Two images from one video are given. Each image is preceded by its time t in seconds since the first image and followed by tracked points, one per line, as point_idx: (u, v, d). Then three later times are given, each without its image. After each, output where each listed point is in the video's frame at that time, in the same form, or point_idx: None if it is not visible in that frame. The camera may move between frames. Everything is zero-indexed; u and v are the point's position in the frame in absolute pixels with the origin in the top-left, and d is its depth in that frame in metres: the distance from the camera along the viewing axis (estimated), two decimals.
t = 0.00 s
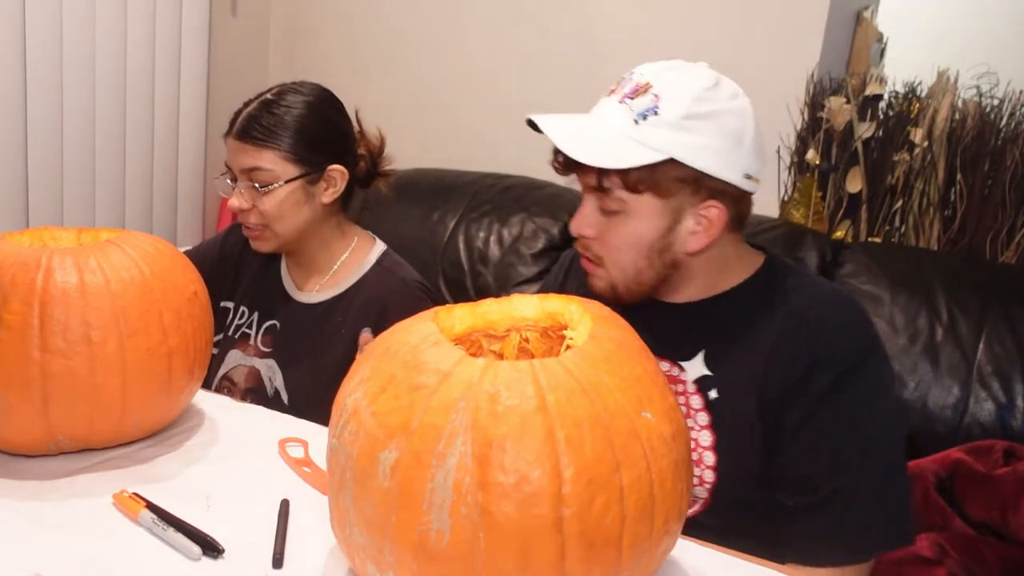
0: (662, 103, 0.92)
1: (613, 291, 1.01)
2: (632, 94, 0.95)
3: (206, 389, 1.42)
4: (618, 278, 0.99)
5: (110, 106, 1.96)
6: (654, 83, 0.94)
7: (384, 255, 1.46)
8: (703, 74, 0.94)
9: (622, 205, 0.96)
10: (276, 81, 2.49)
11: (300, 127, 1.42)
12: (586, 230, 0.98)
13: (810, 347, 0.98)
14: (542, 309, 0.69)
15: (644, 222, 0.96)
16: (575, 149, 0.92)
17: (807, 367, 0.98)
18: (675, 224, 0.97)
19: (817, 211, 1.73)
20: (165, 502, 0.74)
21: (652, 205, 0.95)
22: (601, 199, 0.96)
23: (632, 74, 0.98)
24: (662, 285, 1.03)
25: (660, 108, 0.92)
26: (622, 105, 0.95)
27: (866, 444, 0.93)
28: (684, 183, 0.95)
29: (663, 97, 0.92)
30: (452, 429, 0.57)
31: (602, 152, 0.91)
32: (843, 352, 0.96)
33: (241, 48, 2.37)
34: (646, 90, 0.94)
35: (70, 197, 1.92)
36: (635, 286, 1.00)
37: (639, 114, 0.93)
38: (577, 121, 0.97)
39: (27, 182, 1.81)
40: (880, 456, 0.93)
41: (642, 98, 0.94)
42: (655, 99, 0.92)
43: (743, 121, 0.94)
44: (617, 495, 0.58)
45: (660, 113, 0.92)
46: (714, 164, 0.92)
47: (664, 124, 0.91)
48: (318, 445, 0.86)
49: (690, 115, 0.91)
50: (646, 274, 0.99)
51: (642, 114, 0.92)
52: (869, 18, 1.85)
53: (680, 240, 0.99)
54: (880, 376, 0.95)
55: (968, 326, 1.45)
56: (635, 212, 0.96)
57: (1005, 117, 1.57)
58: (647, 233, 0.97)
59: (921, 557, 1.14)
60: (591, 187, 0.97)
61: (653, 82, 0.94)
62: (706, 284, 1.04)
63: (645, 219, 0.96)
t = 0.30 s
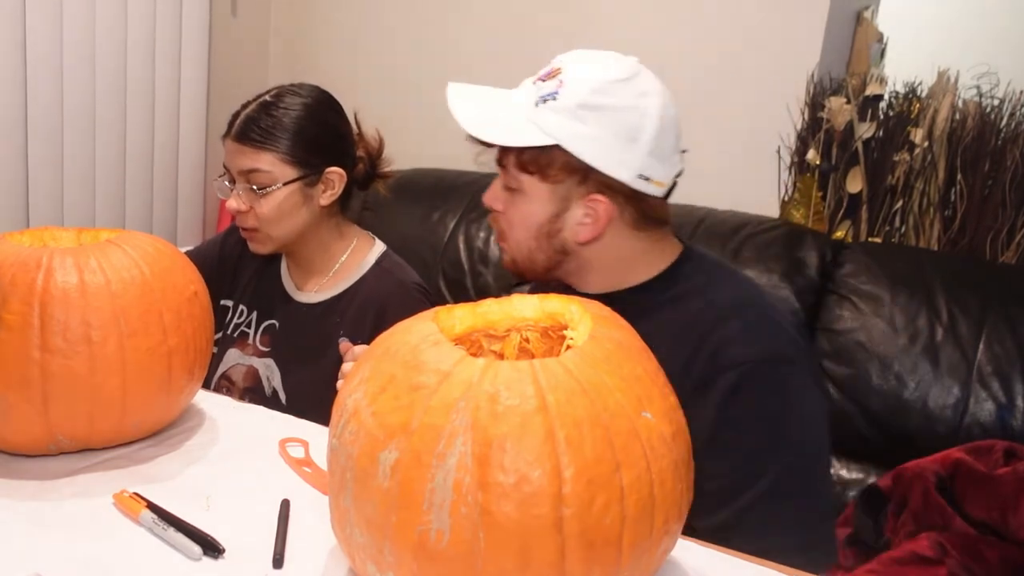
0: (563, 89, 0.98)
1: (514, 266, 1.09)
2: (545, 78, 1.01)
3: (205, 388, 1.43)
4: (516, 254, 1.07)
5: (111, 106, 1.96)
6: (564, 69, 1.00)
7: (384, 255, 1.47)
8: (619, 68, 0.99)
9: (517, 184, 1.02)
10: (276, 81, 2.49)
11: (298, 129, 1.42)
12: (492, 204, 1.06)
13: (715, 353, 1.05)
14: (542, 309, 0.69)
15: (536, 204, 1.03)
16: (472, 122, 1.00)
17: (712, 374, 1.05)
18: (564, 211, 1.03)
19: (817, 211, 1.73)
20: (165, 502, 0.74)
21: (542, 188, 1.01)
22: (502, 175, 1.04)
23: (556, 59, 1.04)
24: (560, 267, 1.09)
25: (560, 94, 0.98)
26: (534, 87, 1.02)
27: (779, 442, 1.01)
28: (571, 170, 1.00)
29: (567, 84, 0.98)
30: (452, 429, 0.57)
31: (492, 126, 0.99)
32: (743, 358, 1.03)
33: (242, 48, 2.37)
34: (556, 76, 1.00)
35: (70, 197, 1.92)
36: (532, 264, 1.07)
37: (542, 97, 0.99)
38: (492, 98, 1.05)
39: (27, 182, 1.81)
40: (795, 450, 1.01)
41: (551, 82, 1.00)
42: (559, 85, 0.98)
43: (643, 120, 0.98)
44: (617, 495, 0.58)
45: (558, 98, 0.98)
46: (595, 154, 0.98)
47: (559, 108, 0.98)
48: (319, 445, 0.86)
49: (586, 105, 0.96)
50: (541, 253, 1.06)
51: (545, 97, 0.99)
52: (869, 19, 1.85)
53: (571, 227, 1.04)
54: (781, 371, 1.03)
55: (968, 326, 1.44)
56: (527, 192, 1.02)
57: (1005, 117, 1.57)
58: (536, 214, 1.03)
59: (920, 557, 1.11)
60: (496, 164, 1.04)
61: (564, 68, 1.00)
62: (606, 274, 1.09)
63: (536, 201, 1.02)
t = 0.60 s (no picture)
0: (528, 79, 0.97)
1: (517, 277, 1.08)
2: (504, 77, 0.99)
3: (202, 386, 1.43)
4: (518, 262, 1.06)
5: (111, 105, 1.96)
6: (518, 63, 0.99)
7: (382, 255, 1.47)
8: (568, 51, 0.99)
9: (507, 189, 1.01)
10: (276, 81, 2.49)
11: (297, 127, 1.42)
12: (482, 220, 1.04)
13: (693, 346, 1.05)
14: (542, 309, 0.69)
15: (532, 203, 1.02)
16: (455, 134, 0.97)
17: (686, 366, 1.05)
18: (563, 199, 1.04)
19: (817, 211, 1.73)
20: (164, 502, 0.74)
21: (537, 184, 1.01)
22: (489, 185, 1.02)
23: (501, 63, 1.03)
24: (562, 265, 1.09)
25: (528, 85, 0.96)
26: (493, 90, 1.00)
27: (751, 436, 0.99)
28: (563, 155, 1.00)
29: (531, 76, 0.97)
30: (452, 429, 0.57)
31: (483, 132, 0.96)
32: (722, 351, 1.03)
33: (241, 48, 2.37)
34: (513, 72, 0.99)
35: (70, 197, 1.92)
36: (536, 268, 1.07)
37: (510, 94, 0.97)
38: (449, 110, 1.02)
39: (27, 182, 1.81)
40: (765, 445, 0.99)
41: (511, 79, 0.98)
42: (523, 78, 0.97)
43: (613, 90, 1.00)
44: (617, 495, 0.58)
45: (529, 89, 0.96)
46: (583, 130, 0.97)
47: (533, 99, 0.96)
48: (318, 445, 0.86)
49: (559, 87, 0.96)
50: (542, 254, 1.05)
51: (512, 94, 0.97)
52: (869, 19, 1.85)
53: (571, 215, 1.06)
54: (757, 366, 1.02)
55: (968, 326, 1.44)
56: (520, 194, 1.02)
57: (1005, 117, 1.57)
58: (534, 213, 1.03)
59: (920, 557, 1.13)
60: (478, 177, 1.02)
61: (517, 62, 0.99)
62: (601, 265, 1.11)
63: (533, 199, 1.02)
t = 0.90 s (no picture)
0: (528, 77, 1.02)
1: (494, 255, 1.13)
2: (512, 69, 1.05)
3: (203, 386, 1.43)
4: (494, 242, 1.11)
5: (110, 105, 1.96)
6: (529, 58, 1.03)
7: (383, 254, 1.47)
8: (582, 54, 1.02)
9: (493, 177, 1.07)
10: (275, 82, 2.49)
11: (321, 117, 1.43)
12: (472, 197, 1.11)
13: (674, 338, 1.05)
14: (542, 309, 0.69)
15: (509, 193, 1.07)
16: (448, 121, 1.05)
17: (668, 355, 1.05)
18: (539, 199, 1.07)
19: (817, 211, 1.73)
20: (164, 502, 0.73)
21: (515, 178, 1.06)
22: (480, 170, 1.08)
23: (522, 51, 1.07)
24: (538, 258, 1.13)
25: (524, 83, 1.02)
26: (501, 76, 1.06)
27: (725, 428, 1.00)
28: (542, 159, 1.04)
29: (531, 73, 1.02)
30: (452, 429, 0.57)
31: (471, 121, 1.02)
32: (698, 342, 1.03)
33: (241, 47, 2.36)
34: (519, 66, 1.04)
35: (70, 196, 1.92)
36: (508, 251, 1.11)
37: (508, 87, 1.03)
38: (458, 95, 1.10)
39: (27, 181, 1.81)
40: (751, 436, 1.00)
41: (517, 72, 1.04)
42: (524, 75, 1.02)
43: (609, 102, 1.02)
44: (617, 495, 0.58)
45: (524, 87, 1.02)
46: (564, 138, 1.01)
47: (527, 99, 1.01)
48: (318, 445, 0.86)
49: (551, 93, 1.00)
50: (515, 240, 1.10)
51: (511, 87, 1.03)
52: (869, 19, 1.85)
53: (546, 215, 1.09)
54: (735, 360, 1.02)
55: (968, 326, 1.44)
56: (502, 184, 1.07)
57: (1005, 117, 1.57)
58: (511, 202, 1.07)
59: (920, 556, 1.13)
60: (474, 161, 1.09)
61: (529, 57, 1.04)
62: (582, 261, 1.12)
63: (513, 192, 1.07)
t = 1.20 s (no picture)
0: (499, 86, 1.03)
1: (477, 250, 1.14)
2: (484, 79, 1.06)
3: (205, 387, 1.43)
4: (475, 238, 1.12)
5: (111, 106, 1.96)
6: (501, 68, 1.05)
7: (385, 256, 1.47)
8: (552, 61, 1.02)
9: (471, 178, 1.08)
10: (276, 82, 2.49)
11: (327, 121, 1.43)
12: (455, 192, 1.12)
13: (668, 331, 1.04)
14: (542, 309, 0.69)
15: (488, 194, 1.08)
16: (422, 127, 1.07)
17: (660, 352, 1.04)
18: (516, 201, 1.08)
19: (817, 211, 1.73)
20: (164, 502, 0.74)
21: (491, 180, 1.07)
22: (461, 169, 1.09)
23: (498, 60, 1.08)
24: (520, 255, 1.14)
25: (496, 92, 1.03)
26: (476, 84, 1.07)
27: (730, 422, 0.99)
28: (518, 163, 1.05)
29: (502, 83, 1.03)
30: (452, 428, 0.57)
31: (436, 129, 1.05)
32: (691, 336, 1.02)
33: (241, 48, 2.36)
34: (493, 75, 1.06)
35: (70, 196, 1.92)
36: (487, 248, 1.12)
37: (482, 96, 1.05)
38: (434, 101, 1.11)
39: (27, 182, 1.81)
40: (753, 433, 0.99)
41: (490, 81, 1.05)
42: (496, 83, 1.03)
43: (576, 110, 1.01)
44: (616, 495, 0.58)
45: (495, 96, 1.03)
46: (534, 145, 1.02)
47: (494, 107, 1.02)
48: (319, 445, 0.86)
49: (519, 102, 1.01)
50: (493, 238, 1.11)
51: (484, 96, 1.04)
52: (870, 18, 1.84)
53: (524, 216, 1.09)
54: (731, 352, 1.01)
55: (968, 326, 1.44)
56: (482, 184, 1.07)
57: (1005, 117, 1.57)
58: (489, 203, 1.08)
59: (920, 556, 1.13)
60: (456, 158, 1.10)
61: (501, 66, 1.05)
62: (561, 258, 1.13)
63: (490, 194, 1.08)
